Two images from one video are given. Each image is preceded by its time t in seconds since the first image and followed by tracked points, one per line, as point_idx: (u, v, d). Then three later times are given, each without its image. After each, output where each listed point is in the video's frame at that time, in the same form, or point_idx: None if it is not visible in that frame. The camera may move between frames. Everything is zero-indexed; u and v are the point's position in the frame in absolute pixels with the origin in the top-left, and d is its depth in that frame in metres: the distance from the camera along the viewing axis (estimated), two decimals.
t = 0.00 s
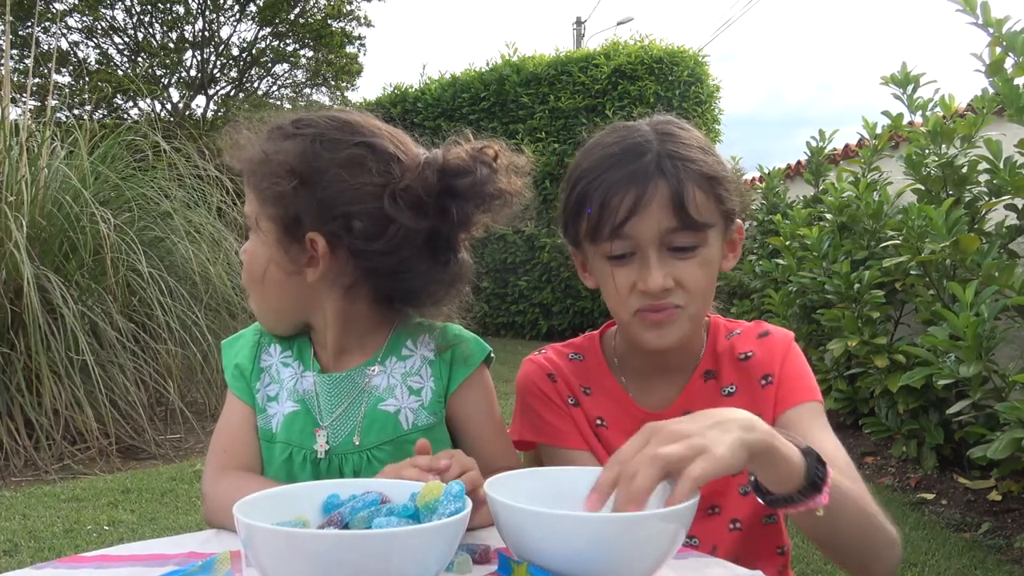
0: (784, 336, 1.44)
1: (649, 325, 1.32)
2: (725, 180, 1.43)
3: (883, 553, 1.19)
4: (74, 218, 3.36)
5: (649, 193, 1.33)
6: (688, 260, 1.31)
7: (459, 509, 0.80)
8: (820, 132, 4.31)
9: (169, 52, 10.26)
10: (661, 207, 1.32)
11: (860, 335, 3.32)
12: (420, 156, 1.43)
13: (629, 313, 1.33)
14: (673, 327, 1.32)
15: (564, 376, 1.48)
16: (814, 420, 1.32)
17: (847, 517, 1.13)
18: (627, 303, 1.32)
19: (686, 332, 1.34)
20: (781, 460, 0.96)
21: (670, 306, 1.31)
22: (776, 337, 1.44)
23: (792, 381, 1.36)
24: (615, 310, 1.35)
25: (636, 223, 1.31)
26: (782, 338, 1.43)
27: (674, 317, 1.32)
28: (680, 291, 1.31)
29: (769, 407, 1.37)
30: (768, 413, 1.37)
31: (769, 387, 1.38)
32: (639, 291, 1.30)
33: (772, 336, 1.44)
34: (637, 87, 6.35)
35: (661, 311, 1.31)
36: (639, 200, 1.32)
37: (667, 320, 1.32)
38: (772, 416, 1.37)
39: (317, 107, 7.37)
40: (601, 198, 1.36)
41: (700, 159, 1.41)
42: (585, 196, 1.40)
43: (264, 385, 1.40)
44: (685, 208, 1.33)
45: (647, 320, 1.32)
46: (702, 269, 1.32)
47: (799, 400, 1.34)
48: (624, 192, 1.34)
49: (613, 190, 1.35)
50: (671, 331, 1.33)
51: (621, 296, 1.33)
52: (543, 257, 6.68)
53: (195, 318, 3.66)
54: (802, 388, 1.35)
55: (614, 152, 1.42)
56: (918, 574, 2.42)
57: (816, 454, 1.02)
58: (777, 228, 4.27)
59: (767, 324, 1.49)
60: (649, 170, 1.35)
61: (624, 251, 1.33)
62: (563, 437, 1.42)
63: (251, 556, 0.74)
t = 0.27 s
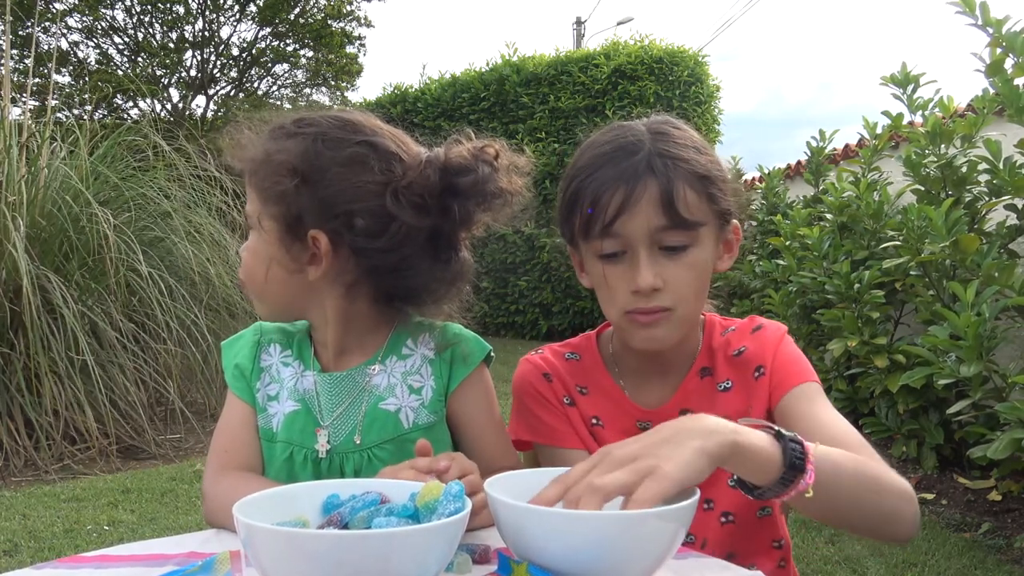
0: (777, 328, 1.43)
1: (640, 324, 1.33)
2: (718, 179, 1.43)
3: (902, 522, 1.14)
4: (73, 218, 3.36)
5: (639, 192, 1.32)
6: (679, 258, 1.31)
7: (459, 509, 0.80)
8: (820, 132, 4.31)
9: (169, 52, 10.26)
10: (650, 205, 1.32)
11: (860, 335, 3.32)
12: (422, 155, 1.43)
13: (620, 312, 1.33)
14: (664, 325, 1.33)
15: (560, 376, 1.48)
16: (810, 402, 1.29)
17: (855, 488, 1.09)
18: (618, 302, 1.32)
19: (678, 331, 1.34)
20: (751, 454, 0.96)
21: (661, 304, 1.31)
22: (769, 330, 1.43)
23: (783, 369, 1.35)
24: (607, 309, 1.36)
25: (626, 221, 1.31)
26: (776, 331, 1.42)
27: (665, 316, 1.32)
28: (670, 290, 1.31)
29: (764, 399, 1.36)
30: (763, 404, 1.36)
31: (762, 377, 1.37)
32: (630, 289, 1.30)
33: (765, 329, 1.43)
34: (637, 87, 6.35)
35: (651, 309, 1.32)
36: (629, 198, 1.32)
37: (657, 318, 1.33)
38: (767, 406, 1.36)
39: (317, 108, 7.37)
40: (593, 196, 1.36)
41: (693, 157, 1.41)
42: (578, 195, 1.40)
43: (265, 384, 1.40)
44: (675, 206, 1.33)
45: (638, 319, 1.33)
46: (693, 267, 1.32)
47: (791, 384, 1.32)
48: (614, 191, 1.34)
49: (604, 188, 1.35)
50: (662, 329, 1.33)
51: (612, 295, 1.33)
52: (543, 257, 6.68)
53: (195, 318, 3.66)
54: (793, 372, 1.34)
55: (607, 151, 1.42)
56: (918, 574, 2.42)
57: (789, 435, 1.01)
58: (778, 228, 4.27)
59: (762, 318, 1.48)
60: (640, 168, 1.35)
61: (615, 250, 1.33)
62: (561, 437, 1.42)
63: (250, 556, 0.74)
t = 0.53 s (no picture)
0: (775, 327, 1.43)
1: (642, 323, 1.32)
2: (716, 179, 1.43)
3: (903, 521, 1.13)
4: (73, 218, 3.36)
5: (637, 191, 1.32)
6: (678, 257, 1.31)
7: (459, 509, 0.80)
8: (820, 132, 4.31)
9: (169, 52, 10.26)
10: (649, 204, 1.32)
11: (860, 335, 3.32)
12: (418, 153, 1.43)
13: (621, 312, 1.33)
14: (666, 324, 1.33)
15: (558, 375, 1.48)
16: (810, 402, 1.29)
17: (856, 486, 1.08)
18: (619, 301, 1.32)
19: (680, 330, 1.34)
20: (750, 458, 0.96)
21: (662, 303, 1.31)
22: (768, 329, 1.43)
23: (783, 368, 1.35)
24: (607, 310, 1.36)
25: (625, 220, 1.32)
26: (773, 329, 1.42)
27: (665, 316, 1.32)
28: (670, 289, 1.31)
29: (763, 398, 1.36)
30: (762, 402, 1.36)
31: (762, 377, 1.37)
32: (630, 289, 1.30)
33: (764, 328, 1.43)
34: (637, 87, 6.34)
35: (653, 308, 1.31)
36: (627, 198, 1.32)
37: (659, 317, 1.32)
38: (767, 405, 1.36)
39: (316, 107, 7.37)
40: (591, 197, 1.36)
41: (691, 156, 1.41)
42: (577, 195, 1.40)
43: (264, 385, 1.40)
44: (673, 205, 1.33)
45: (639, 318, 1.32)
46: (692, 266, 1.32)
47: (791, 383, 1.32)
48: (612, 190, 1.34)
49: (602, 188, 1.35)
50: (664, 328, 1.33)
51: (612, 295, 1.33)
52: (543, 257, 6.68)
53: (196, 318, 3.66)
54: (792, 371, 1.33)
55: (604, 152, 1.42)
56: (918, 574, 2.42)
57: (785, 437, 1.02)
58: (778, 228, 4.27)
59: (760, 317, 1.48)
60: (638, 168, 1.35)
61: (614, 250, 1.33)
62: (558, 437, 1.43)
63: (251, 556, 0.74)
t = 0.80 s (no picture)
0: (776, 328, 1.43)
1: (642, 323, 1.32)
2: (716, 179, 1.43)
3: (902, 523, 1.12)
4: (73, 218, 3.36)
5: (637, 190, 1.33)
6: (679, 257, 1.31)
7: (459, 509, 0.79)
8: (820, 132, 4.31)
9: (169, 52, 10.26)
10: (649, 203, 1.32)
11: (860, 335, 3.32)
12: (414, 153, 1.43)
13: (620, 312, 1.33)
14: (666, 325, 1.32)
15: (558, 376, 1.48)
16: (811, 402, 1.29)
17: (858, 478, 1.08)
18: (619, 301, 1.32)
19: (679, 330, 1.34)
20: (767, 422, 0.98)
21: (662, 303, 1.31)
22: (768, 330, 1.43)
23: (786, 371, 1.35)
24: (607, 310, 1.36)
25: (625, 220, 1.32)
26: (774, 331, 1.43)
27: (665, 315, 1.32)
28: (670, 289, 1.30)
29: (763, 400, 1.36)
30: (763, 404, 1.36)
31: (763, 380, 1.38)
32: (630, 288, 1.30)
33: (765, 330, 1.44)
34: (637, 87, 6.34)
35: (652, 308, 1.31)
36: (627, 197, 1.32)
37: (659, 318, 1.32)
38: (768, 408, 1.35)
39: (316, 108, 7.37)
40: (591, 196, 1.36)
41: (691, 156, 1.41)
42: (577, 194, 1.40)
43: (262, 385, 1.40)
44: (673, 205, 1.33)
45: (639, 318, 1.32)
46: (693, 266, 1.32)
47: (794, 388, 1.32)
48: (612, 190, 1.34)
49: (602, 187, 1.35)
50: (664, 329, 1.32)
51: (612, 294, 1.33)
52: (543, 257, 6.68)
53: (197, 319, 3.66)
54: (794, 377, 1.33)
55: (604, 151, 1.42)
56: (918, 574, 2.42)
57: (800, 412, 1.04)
58: (778, 228, 4.27)
59: (760, 319, 1.48)
60: (638, 167, 1.35)
61: (614, 249, 1.33)
62: (560, 437, 1.43)
63: (251, 557, 0.74)
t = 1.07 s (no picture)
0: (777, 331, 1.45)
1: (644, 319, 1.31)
2: (718, 178, 1.43)
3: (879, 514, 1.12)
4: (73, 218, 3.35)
5: (639, 185, 1.34)
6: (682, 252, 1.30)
7: (459, 509, 0.79)
8: (820, 132, 4.31)
9: (169, 52, 10.26)
10: (651, 201, 1.34)
11: (860, 335, 3.32)
12: (412, 153, 1.43)
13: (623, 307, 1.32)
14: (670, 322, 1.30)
15: (560, 375, 1.48)
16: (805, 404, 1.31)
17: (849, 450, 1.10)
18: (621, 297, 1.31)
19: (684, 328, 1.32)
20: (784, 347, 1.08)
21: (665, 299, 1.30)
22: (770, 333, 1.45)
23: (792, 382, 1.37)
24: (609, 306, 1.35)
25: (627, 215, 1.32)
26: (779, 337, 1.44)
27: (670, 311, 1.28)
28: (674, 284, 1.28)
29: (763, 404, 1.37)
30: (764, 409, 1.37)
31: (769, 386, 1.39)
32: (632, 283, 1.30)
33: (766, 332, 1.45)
34: (637, 87, 6.34)
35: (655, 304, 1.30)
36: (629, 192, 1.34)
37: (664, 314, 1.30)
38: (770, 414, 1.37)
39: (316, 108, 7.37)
40: (594, 192, 1.37)
41: (692, 154, 1.42)
42: (580, 192, 1.40)
43: (261, 386, 1.40)
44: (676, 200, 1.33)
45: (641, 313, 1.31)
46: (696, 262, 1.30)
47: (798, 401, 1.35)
48: (614, 186, 1.35)
49: (605, 184, 1.36)
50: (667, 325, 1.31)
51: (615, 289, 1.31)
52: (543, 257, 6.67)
53: (197, 318, 3.66)
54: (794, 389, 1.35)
55: (606, 149, 1.42)
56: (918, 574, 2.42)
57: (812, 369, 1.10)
58: (778, 228, 4.27)
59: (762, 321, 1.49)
60: (641, 163, 1.36)
61: (617, 245, 1.33)
62: (561, 437, 1.41)
63: (250, 557, 0.74)
